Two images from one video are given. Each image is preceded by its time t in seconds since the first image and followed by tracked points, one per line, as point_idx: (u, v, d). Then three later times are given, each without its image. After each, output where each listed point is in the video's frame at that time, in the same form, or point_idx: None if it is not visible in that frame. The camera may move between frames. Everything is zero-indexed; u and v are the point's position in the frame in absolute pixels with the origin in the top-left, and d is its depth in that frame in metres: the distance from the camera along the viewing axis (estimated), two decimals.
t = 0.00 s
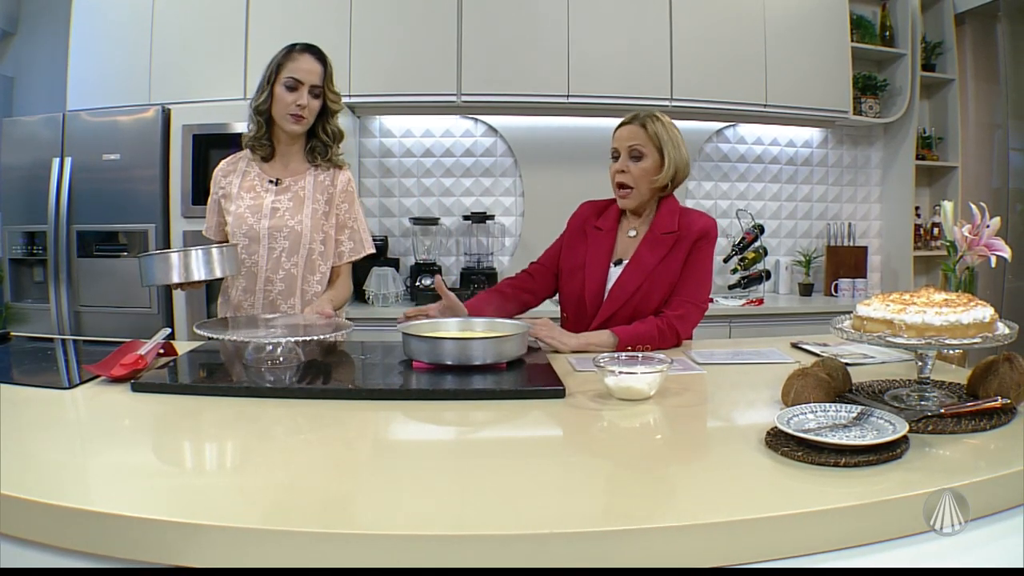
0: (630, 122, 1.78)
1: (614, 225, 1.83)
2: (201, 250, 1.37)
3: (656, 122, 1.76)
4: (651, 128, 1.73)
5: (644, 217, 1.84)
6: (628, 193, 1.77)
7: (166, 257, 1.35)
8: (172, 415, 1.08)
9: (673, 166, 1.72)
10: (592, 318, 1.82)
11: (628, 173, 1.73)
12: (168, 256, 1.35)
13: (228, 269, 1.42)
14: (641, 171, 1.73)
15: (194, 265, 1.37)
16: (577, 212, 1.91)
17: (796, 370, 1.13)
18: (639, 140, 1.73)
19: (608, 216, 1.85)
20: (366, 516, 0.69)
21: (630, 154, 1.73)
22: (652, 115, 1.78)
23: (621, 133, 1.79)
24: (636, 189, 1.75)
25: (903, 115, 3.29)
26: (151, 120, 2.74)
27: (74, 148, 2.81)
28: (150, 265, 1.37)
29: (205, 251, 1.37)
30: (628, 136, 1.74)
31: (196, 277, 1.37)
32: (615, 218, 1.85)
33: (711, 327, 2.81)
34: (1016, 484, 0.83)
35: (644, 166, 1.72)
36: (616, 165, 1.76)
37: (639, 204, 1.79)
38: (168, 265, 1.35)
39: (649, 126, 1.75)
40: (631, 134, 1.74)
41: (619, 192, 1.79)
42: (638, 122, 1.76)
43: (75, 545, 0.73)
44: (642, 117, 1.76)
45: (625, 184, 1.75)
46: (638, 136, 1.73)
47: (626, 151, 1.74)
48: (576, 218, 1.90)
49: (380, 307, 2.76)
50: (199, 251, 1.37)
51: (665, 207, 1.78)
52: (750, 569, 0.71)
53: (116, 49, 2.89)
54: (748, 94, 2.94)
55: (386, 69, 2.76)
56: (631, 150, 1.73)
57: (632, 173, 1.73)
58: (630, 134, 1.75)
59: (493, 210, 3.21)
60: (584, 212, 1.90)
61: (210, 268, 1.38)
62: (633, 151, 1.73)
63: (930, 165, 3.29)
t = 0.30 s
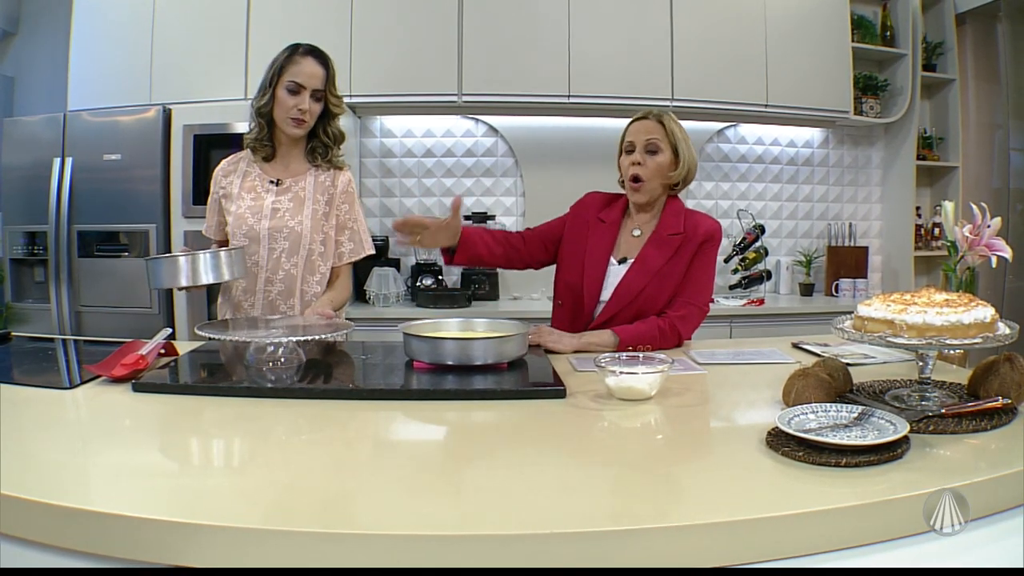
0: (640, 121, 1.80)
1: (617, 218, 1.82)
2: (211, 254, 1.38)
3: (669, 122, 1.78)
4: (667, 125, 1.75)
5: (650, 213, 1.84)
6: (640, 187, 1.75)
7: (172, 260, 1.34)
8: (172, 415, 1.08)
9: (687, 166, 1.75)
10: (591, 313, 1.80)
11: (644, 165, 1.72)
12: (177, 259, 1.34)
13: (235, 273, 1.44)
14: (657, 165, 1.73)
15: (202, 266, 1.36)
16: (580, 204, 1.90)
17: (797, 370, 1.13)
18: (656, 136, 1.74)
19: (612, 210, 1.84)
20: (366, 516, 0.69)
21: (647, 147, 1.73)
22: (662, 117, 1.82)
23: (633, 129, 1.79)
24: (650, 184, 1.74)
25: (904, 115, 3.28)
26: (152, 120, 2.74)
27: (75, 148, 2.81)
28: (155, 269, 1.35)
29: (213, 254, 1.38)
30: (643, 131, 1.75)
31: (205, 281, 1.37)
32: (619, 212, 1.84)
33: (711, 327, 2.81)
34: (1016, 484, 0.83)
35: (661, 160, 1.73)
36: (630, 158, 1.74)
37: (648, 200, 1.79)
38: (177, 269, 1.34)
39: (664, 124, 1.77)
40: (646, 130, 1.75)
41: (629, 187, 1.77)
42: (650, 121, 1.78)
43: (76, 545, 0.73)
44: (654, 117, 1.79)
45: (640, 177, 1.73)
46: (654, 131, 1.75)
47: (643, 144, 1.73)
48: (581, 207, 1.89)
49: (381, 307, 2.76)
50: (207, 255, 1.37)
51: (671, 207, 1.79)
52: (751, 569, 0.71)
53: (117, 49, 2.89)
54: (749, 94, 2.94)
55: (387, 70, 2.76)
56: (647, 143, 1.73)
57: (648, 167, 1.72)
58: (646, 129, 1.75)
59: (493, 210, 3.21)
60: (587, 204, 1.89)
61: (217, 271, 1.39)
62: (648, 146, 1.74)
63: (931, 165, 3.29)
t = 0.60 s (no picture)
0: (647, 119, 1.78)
1: (612, 218, 1.82)
2: (228, 252, 1.37)
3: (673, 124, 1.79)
4: (675, 128, 1.76)
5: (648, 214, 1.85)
6: (649, 188, 1.74)
7: (191, 258, 1.35)
8: (174, 414, 1.08)
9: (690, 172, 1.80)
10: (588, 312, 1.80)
11: (658, 167, 1.71)
12: (195, 257, 1.35)
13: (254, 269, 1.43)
14: (668, 168, 1.73)
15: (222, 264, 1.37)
16: (576, 201, 1.89)
17: (797, 370, 1.13)
18: (666, 138, 1.74)
19: (608, 208, 1.84)
20: (365, 516, 0.69)
21: (661, 149, 1.72)
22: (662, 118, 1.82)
23: (641, 126, 1.76)
24: (659, 186, 1.74)
25: (904, 115, 3.28)
26: (152, 120, 2.74)
27: (75, 148, 2.81)
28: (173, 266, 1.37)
29: (233, 252, 1.37)
30: (655, 131, 1.73)
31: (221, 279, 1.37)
32: (614, 211, 1.83)
33: (711, 327, 2.81)
34: (1016, 484, 0.83)
35: (671, 163, 1.73)
36: (645, 156, 1.71)
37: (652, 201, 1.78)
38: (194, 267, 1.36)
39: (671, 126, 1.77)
40: (658, 130, 1.74)
41: (639, 186, 1.75)
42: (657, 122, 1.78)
43: (75, 544, 0.73)
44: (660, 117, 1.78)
45: (654, 178, 1.72)
46: (666, 133, 1.74)
47: (656, 146, 1.72)
48: (578, 205, 1.89)
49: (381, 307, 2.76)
50: (225, 253, 1.37)
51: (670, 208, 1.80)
52: (751, 569, 0.71)
53: (117, 47, 2.89)
54: (749, 94, 2.94)
55: (388, 69, 2.76)
56: (662, 144, 1.73)
57: (661, 168, 1.72)
58: (658, 130, 1.74)
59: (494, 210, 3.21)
60: (584, 203, 1.88)
61: (236, 268, 1.39)
62: (661, 147, 1.73)
63: (931, 165, 3.29)
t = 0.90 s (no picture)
0: (655, 125, 1.70)
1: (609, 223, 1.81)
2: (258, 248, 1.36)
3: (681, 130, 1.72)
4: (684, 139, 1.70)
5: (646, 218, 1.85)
6: (653, 201, 1.73)
7: (219, 255, 1.35)
8: (174, 414, 1.08)
9: (690, 177, 1.80)
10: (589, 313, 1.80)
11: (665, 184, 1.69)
12: (226, 252, 1.35)
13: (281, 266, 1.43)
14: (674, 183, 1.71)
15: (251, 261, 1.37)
16: (574, 204, 1.89)
17: (797, 370, 1.13)
18: (676, 152, 1.68)
19: (606, 211, 1.84)
20: (366, 517, 0.69)
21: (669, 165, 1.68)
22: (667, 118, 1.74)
23: (651, 135, 1.69)
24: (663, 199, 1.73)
25: (904, 115, 3.29)
26: (153, 120, 2.74)
27: (75, 148, 2.81)
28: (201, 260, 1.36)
29: (263, 249, 1.37)
30: (667, 143, 1.67)
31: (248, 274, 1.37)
32: (611, 214, 1.83)
33: (711, 327, 2.81)
34: (1016, 484, 0.83)
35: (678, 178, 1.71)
36: (656, 173, 1.66)
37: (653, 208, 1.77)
38: (223, 259, 1.35)
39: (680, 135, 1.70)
40: (669, 143, 1.68)
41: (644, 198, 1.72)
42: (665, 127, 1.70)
43: (76, 544, 0.73)
44: (668, 121, 1.71)
45: (661, 194, 1.70)
46: (676, 147, 1.68)
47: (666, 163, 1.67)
48: (575, 209, 1.88)
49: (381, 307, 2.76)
50: (255, 249, 1.36)
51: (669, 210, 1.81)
52: (751, 569, 0.71)
53: (117, 47, 2.89)
54: (749, 94, 2.94)
55: (388, 69, 2.76)
56: (671, 161, 1.68)
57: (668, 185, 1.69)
58: (669, 143, 1.67)
59: (494, 210, 3.21)
60: (581, 207, 1.88)
61: (266, 266, 1.39)
62: (669, 161, 1.69)
63: (932, 165, 3.29)
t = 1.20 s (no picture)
0: (659, 138, 1.62)
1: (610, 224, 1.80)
2: (293, 251, 1.37)
3: (688, 143, 1.64)
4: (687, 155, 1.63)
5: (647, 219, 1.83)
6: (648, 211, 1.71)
7: (253, 258, 1.34)
8: (174, 414, 1.08)
9: (695, 186, 1.74)
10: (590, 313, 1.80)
11: (660, 200, 1.66)
12: (259, 257, 1.34)
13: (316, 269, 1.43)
14: (671, 198, 1.67)
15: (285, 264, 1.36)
16: (575, 207, 1.88)
17: (797, 370, 1.13)
18: (676, 168, 1.63)
19: (606, 212, 1.83)
20: (365, 517, 0.69)
21: (666, 182, 1.64)
22: (676, 126, 1.65)
23: (652, 148, 1.63)
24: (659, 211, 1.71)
25: (904, 115, 3.29)
26: (153, 120, 2.74)
27: (75, 148, 2.82)
28: (236, 264, 1.35)
29: (297, 252, 1.38)
30: (668, 160, 1.61)
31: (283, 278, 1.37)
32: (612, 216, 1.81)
33: (711, 327, 2.81)
34: (1016, 484, 0.83)
35: (675, 194, 1.67)
36: (651, 189, 1.63)
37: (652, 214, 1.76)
38: (257, 264, 1.35)
39: (684, 150, 1.63)
40: (671, 159, 1.62)
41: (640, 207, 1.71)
42: (670, 140, 1.63)
43: (76, 544, 0.73)
44: (674, 134, 1.63)
45: (656, 208, 1.68)
46: (677, 165, 1.62)
47: (662, 180, 1.63)
48: (576, 213, 1.87)
49: (381, 307, 2.76)
50: (289, 253, 1.36)
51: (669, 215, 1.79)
52: (751, 569, 0.71)
53: (117, 47, 2.89)
54: (749, 94, 2.94)
55: (389, 69, 2.76)
56: (669, 178, 1.63)
57: (663, 201, 1.66)
58: (669, 159, 1.62)
59: (494, 210, 3.20)
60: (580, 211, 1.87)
61: (300, 268, 1.39)
62: (668, 177, 1.64)
63: (932, 165, 3.29)
